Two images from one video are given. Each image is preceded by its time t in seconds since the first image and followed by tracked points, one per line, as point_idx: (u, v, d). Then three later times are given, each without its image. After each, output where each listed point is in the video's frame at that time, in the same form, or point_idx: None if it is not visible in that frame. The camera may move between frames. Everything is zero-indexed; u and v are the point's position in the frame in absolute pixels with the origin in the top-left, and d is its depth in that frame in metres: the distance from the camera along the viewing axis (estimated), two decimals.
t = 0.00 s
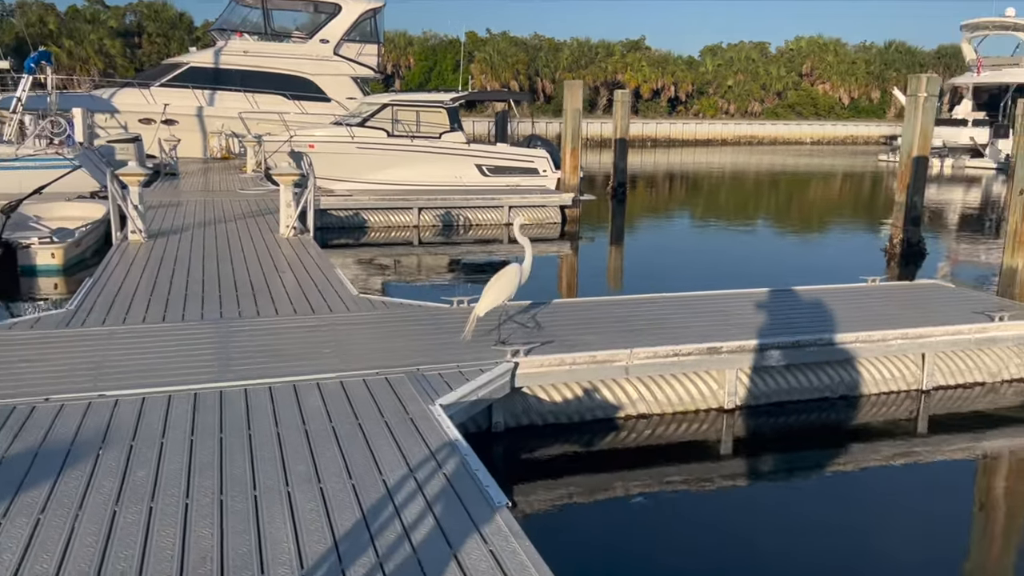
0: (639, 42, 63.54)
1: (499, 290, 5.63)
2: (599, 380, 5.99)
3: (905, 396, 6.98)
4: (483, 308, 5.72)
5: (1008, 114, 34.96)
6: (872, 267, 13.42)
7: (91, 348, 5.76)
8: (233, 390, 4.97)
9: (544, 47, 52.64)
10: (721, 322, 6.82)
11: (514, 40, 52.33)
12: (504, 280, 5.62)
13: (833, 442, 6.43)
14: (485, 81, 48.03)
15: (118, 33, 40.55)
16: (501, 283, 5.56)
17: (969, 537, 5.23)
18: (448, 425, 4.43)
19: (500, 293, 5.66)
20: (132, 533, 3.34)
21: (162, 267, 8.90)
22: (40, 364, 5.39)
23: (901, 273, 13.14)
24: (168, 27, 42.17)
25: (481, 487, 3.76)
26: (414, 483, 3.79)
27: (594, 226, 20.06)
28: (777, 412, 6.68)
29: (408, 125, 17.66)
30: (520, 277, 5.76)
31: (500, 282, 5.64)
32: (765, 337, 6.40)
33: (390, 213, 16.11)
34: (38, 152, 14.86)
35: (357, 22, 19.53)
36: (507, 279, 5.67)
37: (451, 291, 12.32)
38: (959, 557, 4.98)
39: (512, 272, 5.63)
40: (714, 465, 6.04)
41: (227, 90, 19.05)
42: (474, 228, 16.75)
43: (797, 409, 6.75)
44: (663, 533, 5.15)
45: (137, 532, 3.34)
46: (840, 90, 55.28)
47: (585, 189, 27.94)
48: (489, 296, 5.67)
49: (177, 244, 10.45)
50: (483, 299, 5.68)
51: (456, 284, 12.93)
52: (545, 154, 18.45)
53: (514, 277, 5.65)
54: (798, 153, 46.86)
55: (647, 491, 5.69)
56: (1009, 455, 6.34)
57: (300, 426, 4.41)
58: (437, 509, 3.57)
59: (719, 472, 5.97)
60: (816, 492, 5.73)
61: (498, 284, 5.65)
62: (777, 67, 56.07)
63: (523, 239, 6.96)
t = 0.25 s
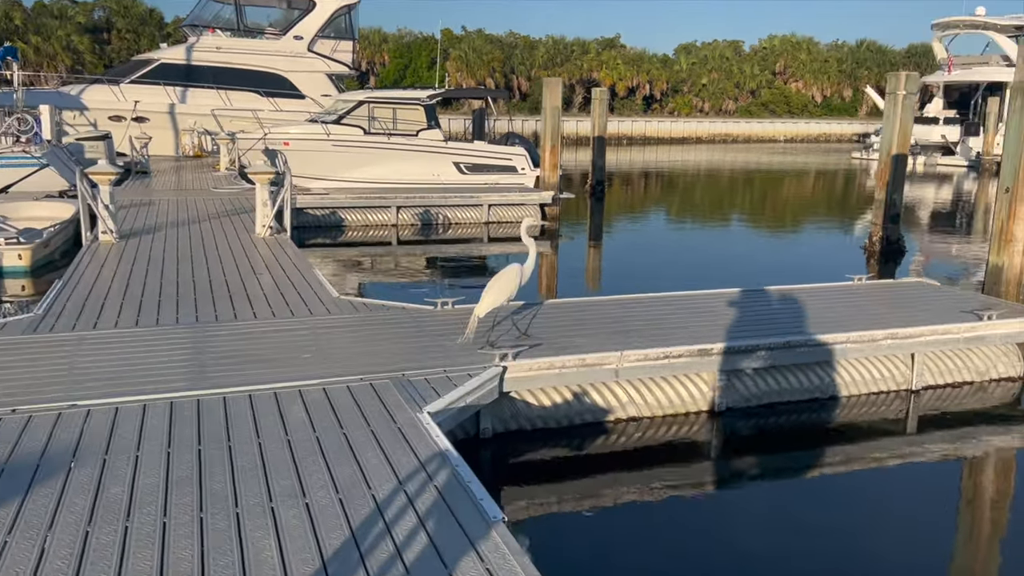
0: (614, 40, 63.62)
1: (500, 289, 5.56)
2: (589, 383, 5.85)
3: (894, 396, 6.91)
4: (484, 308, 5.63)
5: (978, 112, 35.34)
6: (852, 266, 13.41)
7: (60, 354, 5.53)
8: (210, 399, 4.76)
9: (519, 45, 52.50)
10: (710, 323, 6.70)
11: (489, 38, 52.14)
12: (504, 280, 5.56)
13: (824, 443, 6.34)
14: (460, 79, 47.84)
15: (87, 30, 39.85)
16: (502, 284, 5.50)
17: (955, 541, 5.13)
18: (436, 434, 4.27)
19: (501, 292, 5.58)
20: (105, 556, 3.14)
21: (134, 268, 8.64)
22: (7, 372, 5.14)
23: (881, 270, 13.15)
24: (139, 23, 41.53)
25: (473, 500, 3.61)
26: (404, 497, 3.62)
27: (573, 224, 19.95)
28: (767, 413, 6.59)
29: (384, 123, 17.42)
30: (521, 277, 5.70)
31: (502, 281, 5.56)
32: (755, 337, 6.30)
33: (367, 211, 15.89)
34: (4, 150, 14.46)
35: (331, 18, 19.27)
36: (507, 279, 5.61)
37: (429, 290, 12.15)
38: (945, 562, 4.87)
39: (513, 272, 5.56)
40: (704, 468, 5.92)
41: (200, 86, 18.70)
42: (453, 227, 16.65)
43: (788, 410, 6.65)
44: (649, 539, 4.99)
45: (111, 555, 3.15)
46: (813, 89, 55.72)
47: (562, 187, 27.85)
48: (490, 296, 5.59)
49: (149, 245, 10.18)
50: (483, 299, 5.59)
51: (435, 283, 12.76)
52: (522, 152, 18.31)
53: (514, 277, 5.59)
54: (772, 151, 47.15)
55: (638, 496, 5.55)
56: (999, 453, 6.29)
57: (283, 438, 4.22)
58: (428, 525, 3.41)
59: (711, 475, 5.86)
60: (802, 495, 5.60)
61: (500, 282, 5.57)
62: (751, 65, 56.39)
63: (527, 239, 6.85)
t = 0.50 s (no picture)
0: (592, 38, 63.55)
1: (500, 285, 5.57)
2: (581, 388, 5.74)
3: (886, 397, 6.86)
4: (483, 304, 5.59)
5: (953, 111, 35.65)
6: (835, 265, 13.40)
7: (34, 362, 5.32)
8: (192, 409, 4.59)
9: (497, 42, 52.23)
10: (702, 325, 6.61)
11: (466, 35, 51.80)
12: (505, 277, 5.60)
13: (817, 445, 6.27)
14: (438, 76, 47.55)
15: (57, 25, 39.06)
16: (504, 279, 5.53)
17: (950, 543, 5.04)
18: (429, 444, 4.13)
19: (501, 288, 5.59)
20: None
21: (110, 271, 8.40)
22: None
23: (864, 269, 13.15)
24: (111, 19, 40.81)
25: (470, 515, 3.47)
26: (399, 512, 3.47)
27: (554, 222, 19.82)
28: (761, 416, 6.51)
29: (363, 121, 17.20)
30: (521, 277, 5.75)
31: (502, 277, 5.59)
32: (747, 339, 6.21)
33: (347, 211, 15.69)
34: None
35: (308, 14, 19.00)
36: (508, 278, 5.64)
37: (410, 291, 11.97)
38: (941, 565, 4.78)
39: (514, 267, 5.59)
40: (698, 473, 5.82)
41: (174, 84, 18.36)
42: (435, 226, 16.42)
43: (782, 413, 6.58)
44: (643, 546, 4.87)
45: None
46: (790, 87, 56.02)
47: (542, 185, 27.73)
48: (490, 292, 5.58)
49: (124, 246, 9.92)
50: (483, 295, 5.58)
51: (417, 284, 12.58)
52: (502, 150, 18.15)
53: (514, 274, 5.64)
54: (750, 149, 47.32)
55: (632, 502, 5.44)
56: (992, 453, 6.25)
57: (270, 450, 4.06)
58: (427, 542, 3.27)
59: (705, 480, 5.76)
60: (796, 498, 5.50)
61: (500, 278, 5.60)
62: (728, 64, 56.55)
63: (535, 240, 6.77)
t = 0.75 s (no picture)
0: (566, 35, 63.53)
1: (495, 284, 5.48)
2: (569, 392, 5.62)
3: (873, 397, 6.80)
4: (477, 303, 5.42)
5: (923, 108, 36.05)
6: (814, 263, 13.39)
7: None
8: (167, 419, 4.39)
9: (471, 39, 51.94)
10: (690, 326, 6.50)
11: (440, 32, 51.44)
12: (499, 276, 5.53)
13: (806, 447, 6.19)
14: (412, 73, 47.24)
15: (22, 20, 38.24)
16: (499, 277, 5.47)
17: (942, 546, 4.96)
18: (417, 455, 3.97)
19: (495, 288, 5.48)
20: None
21: (80, 273, 8.15)
22: None
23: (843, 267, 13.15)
24: (77, 14, 40.02)
25: (464, 531, 3.32)
26: (389, 528, 3.31)
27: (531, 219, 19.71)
28: (750, 418, 6.43)
29: (337, 118, 16.95)
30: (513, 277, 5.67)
31: (496, 277, 5.51)
32: (736, 341, 6.12)
33: (323, 209, 15.49)
34: None
35: (280, 10, 18.71)
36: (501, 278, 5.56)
37: (386, 290, 11.80)
38: (934, 569, 4.69)
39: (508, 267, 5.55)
40: (687, 477, 5.71)
41: (144, 80, 17.97)
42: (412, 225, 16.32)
43: (771, 415, 6.49)
44: (634, 553, 4.74)
45: None
46: (762, 85, 56.44)
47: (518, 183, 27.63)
48: (484, 291, 5.45)
49: (93, 247, 9.65)
50: (477, 294, 5.43)
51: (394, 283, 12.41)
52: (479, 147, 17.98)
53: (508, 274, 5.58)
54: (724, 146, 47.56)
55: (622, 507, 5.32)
56: (979, 453, 6.22)
57: (251, 463, 3.88)
58: (418, 561, 3.12)
59: (694, 484, 5.66)
60: (786, 501, 5.40)
61: (494, 278, 5.51)
62: (701, 61, 56.79)
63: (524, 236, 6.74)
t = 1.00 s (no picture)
0: (542, 32, 63.36)
1: (488, 284, 5.34)
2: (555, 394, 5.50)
3: (859, 396, 6.75)
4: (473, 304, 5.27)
5: (897, 106, 36.34)
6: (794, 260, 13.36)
7: None
8: (139, 426, 4.20)
9: (447, 36, 51.58)
10: (677, 326, 6.41)
11: (415, 28, 51.01)
12: (493, 276, 5.39)
13: (794, 447, 6.11)
14: (388, 69, 46.85)
15: None
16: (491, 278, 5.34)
17: (934, 546, 4.89)
18: (400, 463, 3.83)
19: (489, 288, 5.33)
20: None
21: (49, 273, 7.90)
22: None
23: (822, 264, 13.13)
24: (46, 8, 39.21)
25: (452, 542, 3.19)
26: (374, 542, 3.17)
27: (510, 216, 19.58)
28: (737, 419, 6.35)
29: (313, 114, 16.68)
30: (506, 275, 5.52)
31: (491, 277, 5.37)
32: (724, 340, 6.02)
33: (299, 207, 15.23)
34: None
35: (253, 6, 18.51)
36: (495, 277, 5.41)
37: (363, 289, 11.59)
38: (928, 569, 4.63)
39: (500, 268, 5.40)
40: (676, 480, 5.61)
41: (114, 76, 17.59)
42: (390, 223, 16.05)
43: (757, 416, 6.42)
44: (625, 557, 4.62)
45: None
46: (737, 82, 56.70)
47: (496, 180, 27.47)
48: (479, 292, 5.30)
49: (62, 246, 9.37)
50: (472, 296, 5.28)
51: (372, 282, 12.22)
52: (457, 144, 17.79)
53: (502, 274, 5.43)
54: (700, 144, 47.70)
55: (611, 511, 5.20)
56: (966, 450, 6.18)
57: (227, 473, 3.71)
58: None
59: (683, 486, 5.56)
60: (776, 502, 5.32)
61: (490, 278, 5.36)
62: (677, 59, 56.89)
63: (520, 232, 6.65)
